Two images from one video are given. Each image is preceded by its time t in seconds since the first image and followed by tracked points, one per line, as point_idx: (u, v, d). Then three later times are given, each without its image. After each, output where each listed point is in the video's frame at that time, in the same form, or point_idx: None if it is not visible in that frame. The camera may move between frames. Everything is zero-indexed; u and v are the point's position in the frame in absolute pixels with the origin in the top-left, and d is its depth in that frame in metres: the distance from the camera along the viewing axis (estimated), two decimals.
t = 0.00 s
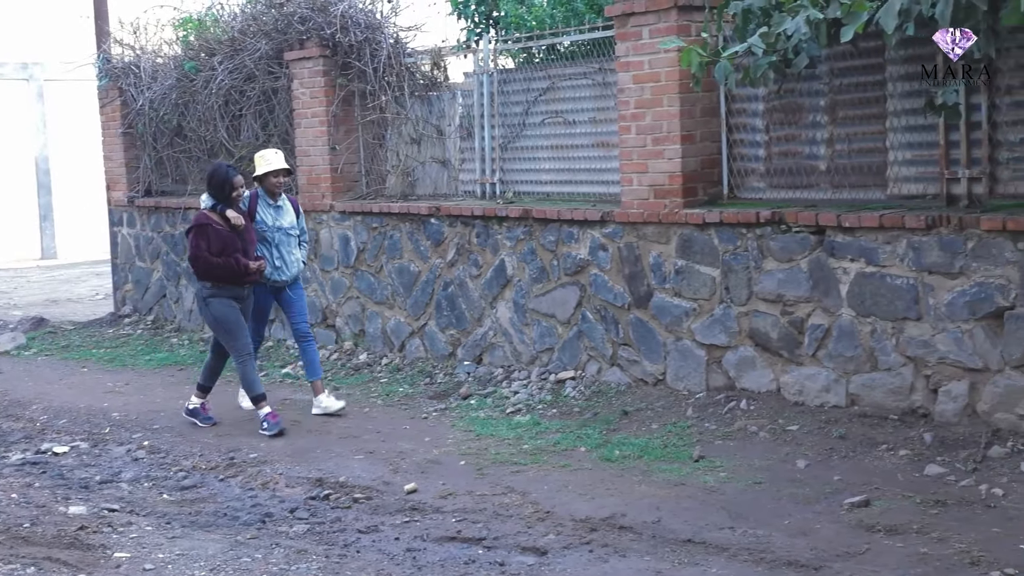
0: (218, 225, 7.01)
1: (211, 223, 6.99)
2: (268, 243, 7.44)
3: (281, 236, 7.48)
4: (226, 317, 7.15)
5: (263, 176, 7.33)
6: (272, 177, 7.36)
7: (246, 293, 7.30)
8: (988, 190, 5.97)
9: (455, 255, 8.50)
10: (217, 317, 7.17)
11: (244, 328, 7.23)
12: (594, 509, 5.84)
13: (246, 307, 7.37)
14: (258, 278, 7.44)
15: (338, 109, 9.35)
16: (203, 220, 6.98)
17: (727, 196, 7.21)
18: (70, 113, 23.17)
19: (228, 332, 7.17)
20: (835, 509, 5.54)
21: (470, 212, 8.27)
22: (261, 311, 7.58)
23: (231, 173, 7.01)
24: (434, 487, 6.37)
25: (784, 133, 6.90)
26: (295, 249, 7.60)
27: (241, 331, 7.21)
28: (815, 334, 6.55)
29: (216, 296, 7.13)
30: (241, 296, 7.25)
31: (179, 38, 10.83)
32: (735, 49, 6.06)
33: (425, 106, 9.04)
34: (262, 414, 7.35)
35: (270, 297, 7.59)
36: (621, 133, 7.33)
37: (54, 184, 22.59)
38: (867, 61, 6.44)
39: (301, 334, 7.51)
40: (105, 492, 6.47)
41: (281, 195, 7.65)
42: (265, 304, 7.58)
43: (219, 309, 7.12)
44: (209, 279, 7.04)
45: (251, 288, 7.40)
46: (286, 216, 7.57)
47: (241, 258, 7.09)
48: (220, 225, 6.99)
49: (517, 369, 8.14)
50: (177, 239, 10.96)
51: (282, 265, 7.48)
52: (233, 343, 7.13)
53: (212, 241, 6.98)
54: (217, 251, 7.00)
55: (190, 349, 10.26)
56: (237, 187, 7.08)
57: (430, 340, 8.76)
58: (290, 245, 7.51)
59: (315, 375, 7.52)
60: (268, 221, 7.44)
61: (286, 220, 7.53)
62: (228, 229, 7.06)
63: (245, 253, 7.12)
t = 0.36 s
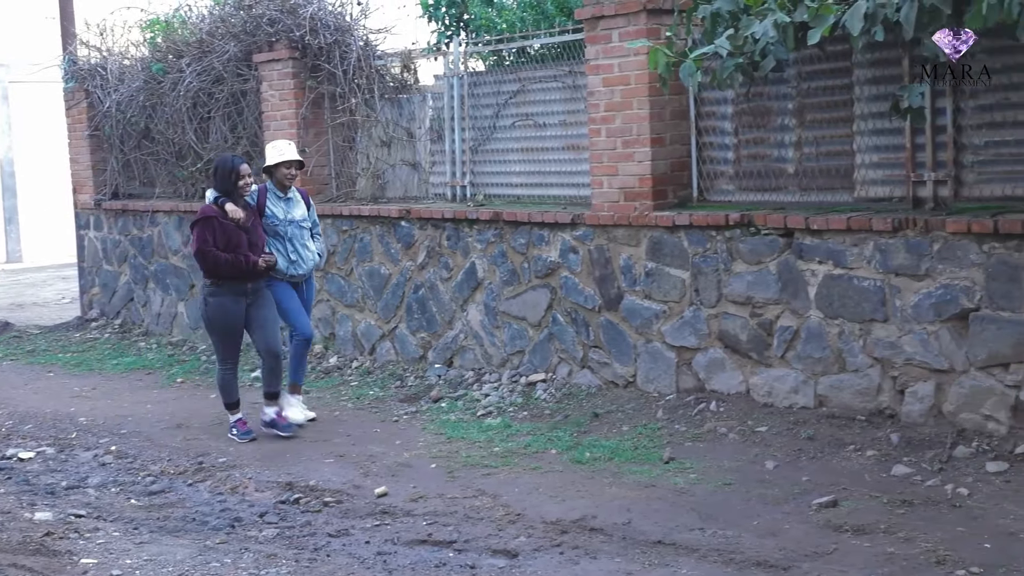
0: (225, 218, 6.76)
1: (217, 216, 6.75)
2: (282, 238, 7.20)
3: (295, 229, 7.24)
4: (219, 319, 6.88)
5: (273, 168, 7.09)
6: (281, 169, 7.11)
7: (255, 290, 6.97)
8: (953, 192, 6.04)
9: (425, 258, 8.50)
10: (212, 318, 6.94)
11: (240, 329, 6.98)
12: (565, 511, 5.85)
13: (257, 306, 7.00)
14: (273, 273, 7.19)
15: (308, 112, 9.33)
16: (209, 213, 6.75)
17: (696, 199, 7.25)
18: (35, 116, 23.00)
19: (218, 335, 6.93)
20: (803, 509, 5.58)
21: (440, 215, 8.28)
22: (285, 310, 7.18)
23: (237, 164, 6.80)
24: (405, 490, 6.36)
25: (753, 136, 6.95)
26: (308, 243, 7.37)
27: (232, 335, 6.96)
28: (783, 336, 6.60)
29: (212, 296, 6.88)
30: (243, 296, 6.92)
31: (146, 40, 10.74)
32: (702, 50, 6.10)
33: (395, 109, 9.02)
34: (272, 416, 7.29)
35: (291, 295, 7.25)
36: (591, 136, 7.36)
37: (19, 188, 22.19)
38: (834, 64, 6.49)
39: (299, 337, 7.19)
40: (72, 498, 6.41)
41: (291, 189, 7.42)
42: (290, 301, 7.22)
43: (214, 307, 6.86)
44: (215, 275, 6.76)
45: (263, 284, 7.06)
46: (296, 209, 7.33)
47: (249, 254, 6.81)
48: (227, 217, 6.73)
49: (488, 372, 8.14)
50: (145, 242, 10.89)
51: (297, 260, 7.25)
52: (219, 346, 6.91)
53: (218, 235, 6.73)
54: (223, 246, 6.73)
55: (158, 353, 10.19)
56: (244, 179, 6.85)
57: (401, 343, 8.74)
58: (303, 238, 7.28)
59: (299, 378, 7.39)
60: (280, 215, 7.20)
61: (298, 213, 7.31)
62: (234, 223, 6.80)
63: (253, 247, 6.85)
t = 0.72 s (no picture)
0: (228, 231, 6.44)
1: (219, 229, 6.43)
2: (290, 252, 6.80)
3: (303, 243, 6.86)
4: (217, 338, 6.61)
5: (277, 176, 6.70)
6: (286, 178, 6.71)
7: (257, 306, 6.67)
8: (912, 197, 6.10)
9: (389, 262, 8.49)
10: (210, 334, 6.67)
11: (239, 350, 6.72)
12: (529, 514, 5.84)
13: (257, 322, 6.71)
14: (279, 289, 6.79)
15: (270, 115, 9.23)
16: (211, 224, 6.44)
17: (659, 203, 7.29)
18: None
19: (216, 356, 6.66)
20: (765, 511, 5.61)
21: (404, 219, 8.28)
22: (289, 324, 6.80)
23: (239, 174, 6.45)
24: (368, 495, 6.33)
25: (715, 141, 6.99)
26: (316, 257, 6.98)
27: (232, 355, 6.68)
28: (746, 339, 6.64)
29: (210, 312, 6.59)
30: (243, 312, 6.62)
31: (105, 42, 10.62)
32: (666, 55, 6.14)
33: (359, 112, 9.03)
34: (263, 442, 6.95)
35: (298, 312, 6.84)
36: (555, 141, 7.38)
37: None
38: (795, 69, 6.54)
39: (305, 355, 6.84)
40: (30, 505, 6.33)
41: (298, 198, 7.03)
42: (298, 319, 6.82)
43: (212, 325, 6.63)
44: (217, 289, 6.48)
45: (267, 299, 6.72)
46: (305, 221, 6.95)
47: (252, 266, 6.52)
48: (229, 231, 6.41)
49: (452, 376, 8.13)
50: (105, 246, 10.78)
51: (305, 275, 6.86)
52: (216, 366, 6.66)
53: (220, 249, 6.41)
54: (226, 260, 6.43)
55: (118, 358, 10.10)
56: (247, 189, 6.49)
57: (364, 347, 8.73)
58: (311, 252, 6.91)
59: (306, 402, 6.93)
60: (288, 228, 6.81)
61: (305, 225, 6.91)
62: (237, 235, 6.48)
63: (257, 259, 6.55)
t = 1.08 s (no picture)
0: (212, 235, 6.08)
1: (202, 234, 6.07)
2: (272, 257, 6.48)
3: (289, 250, 6.48)
4: (224, 343, 6.22)
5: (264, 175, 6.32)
6: (273, 178, 6.34)
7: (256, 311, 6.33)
8: (866, 201, 6.17)
9: (347, 265, 8.48)
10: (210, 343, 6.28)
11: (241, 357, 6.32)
12: (487, 517, 5.84)
13: (255, 329, 6.39)
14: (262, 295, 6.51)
15: (227, 117, 9.24)
16: (194, 230, 6.08)
17: (618, 206, 7.33)
18: None
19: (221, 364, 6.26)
20: (722, 513, 5.64)
21: (362, 222, 8.28)
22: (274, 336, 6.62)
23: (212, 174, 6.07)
24: (326, 499, 6.29)
25: (673, 145, 7.04)
26: (306, 263, 6.60)
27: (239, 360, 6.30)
28: (703, 342, 6.67)
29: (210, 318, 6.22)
30: (246, 317, 6.28)
31: (58, 43, 10.48)
32: (625, 59, 6.21)
33: (316, 115, 9.00)
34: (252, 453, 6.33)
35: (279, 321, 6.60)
36: (514, 144, 7.39)
37: None
38: (751, 74, 6.59)
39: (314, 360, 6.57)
40: None
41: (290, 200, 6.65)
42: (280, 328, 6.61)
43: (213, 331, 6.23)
44: (212, 297, 6.14)
45: (263, 306, 6.41)
46: (294, 225, 6.55)
47: (244, 267, 6.15)
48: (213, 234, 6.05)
49: (411, 379, 8.13)
50: (58, 249, 10.65)
51: (289, 282, 6.50)
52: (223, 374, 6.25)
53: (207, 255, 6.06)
54: (215, 266, 6.08)
55: (71, 362, 9.98)
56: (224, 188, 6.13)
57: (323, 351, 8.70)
58: (298, 258, 6.52)
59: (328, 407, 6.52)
60: (271, 232, 6.47)
61: (293, 230, 6.53)
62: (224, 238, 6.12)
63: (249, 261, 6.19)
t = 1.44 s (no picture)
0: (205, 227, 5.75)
1: (194, 225, 5.75)
2: (275, 247, 6.17)
3: (293, 238, 6.20)
4: (209, 343, 5.88)
5: (261, 163, 6.04)
6: (270, 163, 6.05)
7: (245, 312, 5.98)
8: (821, 199, 6.23)
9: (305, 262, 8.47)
10: (195, 343, 5.94)
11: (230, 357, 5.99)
12: (445, 513, 5.84)
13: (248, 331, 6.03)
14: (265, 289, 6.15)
15: (182, 112, 9.12)
16: (186, 221, 5.75)
17: (576, 203, 7.35)
18: None
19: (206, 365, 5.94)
20: (677, 508, 5.68)
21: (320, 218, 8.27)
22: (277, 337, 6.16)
23: (207, 161, 5.76)
24: (282, 496, 6.25)
25: (631, 142, 7.07)
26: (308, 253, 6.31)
27: (223, 361, 5.96)
28: (660, 339, 6.71)
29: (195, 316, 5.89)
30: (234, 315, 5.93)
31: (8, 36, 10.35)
32: (582, 57, 6.20)
33: (273, 110, 8.96)
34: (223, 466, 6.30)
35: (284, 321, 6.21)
36: (473, 141, 7.38)
37: None
38: (709, 72, 6.62)
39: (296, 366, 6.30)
40: None
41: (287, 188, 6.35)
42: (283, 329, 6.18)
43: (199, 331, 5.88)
44: (201, 293, 5.80)
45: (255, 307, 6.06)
46: (294, 213, 6.27)
47: (237, 265, 5.83)
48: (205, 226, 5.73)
49: (368, 376, 8.12)
50: (9, 244, 10.48)
51: (295, 273, 6.19)
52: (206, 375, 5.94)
53: (198, 249, 5.73)
54: (206, 260, 5.74)
55: (22, 359, 9.84)
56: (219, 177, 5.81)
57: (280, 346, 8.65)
58: (301, 247, 6.24)
59: (297, 419, 6.41)
60: (274, 220, 6.16)
61: (295, 218, 6.24)
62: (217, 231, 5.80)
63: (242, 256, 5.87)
